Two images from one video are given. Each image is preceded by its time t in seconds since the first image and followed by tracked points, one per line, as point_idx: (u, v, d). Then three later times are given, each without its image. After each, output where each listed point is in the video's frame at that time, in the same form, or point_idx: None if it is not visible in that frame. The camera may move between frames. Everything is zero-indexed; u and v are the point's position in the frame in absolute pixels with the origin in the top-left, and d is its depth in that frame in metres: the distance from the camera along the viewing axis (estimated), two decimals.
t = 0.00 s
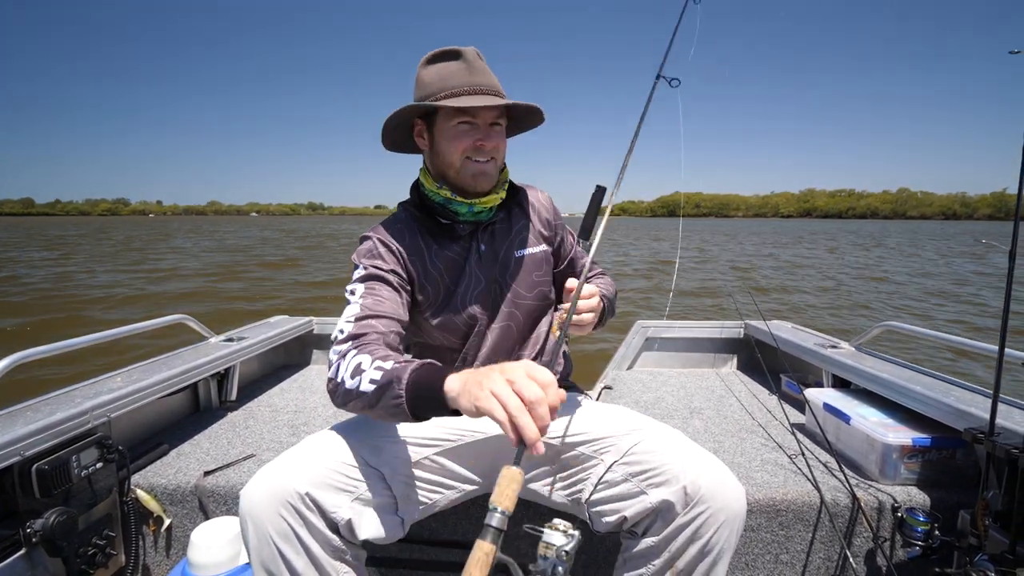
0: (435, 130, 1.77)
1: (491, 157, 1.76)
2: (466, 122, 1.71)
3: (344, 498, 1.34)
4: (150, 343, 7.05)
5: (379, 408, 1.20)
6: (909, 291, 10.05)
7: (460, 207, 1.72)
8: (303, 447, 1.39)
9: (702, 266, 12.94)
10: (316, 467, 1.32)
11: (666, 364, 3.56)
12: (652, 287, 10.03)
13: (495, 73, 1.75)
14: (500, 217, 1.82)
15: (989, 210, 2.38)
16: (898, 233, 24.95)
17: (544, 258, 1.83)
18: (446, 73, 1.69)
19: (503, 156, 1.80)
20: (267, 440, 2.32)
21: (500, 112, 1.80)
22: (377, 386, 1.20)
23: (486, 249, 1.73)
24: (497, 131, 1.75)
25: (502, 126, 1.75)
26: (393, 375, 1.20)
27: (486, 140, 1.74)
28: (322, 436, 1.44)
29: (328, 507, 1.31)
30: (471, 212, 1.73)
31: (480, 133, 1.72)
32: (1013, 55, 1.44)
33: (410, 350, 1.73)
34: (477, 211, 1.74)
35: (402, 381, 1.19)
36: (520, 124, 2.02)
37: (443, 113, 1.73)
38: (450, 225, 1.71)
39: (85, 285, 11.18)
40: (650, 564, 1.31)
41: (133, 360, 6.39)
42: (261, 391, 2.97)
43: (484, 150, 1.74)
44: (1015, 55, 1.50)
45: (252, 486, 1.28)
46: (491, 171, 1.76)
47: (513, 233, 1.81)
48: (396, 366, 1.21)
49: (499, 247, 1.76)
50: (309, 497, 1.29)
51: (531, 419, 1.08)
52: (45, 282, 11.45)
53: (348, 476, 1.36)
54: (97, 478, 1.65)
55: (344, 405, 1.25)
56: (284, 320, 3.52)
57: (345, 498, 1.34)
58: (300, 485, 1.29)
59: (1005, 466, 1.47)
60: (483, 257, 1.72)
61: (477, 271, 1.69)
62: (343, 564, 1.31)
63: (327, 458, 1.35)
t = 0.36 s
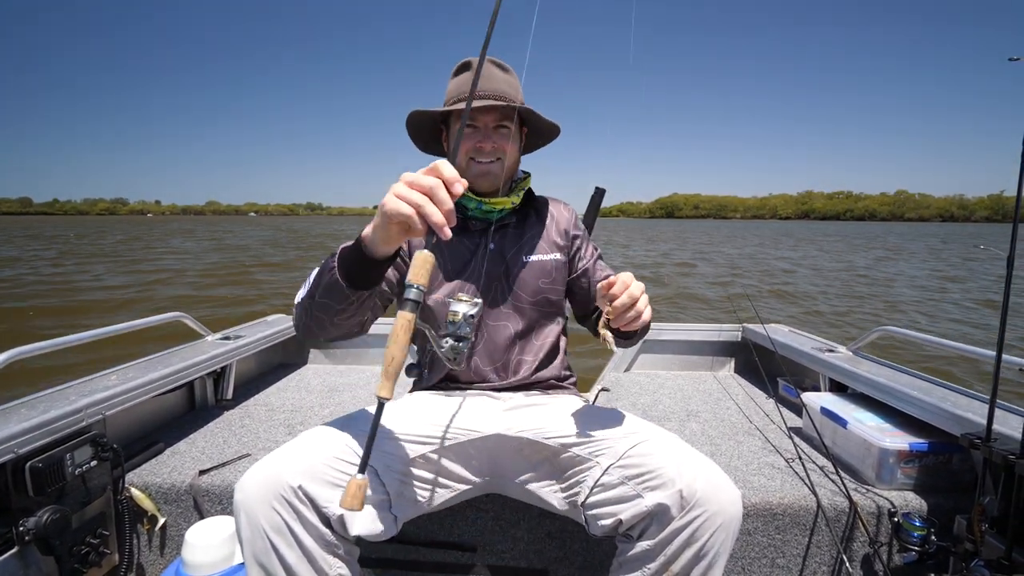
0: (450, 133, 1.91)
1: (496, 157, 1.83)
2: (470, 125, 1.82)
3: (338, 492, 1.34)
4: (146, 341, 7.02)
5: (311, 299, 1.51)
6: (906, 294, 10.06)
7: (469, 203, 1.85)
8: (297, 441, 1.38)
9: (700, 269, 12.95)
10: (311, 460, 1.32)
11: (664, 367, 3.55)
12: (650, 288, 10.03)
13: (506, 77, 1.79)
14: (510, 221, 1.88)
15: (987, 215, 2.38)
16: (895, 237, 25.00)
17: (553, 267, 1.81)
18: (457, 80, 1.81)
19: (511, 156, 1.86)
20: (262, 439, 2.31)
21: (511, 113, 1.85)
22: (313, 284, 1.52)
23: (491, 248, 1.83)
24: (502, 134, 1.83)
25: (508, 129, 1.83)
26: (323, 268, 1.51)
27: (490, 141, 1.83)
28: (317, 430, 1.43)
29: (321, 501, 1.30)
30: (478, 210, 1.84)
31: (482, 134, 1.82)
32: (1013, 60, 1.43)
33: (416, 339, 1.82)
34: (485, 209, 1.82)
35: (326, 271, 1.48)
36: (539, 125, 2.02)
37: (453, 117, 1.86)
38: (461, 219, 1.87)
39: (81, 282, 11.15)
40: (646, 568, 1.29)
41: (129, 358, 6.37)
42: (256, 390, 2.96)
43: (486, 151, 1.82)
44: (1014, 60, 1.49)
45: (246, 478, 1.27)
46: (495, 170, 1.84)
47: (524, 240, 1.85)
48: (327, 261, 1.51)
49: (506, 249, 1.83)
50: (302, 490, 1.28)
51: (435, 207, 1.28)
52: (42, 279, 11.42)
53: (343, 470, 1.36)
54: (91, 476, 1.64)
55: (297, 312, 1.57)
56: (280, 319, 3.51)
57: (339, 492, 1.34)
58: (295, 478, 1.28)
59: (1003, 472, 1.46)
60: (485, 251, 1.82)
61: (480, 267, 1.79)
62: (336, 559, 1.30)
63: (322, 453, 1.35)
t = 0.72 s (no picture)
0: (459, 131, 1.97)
1: (509, 140, 1.88)
2: (480, 116, 1.91)
3: (324, 483, 1.37)
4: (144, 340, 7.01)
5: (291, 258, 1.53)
6: (904, 293, 10.08)
7: (476, 191, 1.94)
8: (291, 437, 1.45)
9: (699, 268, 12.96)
10: (292, 455, 1.39)
11: (662, 365, 3.56)
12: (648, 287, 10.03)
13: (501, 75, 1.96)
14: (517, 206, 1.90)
15: (984, 214, 2.38)
16: (893, 236, 25.04)
17: (556, 249, 1.80)
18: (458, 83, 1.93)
19: (521, 141, 1.92)
20: (259, 438, 2.31)
21: (512, 105, 1.98)
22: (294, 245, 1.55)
23: (494, 233, 1.83)
24: (510, 118, 1.92)
25: (514, 115, 1.94)
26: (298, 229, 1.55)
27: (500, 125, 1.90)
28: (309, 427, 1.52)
29: (306, 492, 1.35)
30: (485, 196, 1.92)
31: (493, 120, 1.90)
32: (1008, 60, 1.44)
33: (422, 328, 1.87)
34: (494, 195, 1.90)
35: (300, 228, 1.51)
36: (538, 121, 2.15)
37: (461, 114, 1.95)
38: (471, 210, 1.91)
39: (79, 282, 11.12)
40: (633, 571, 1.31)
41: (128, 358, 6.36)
42: (254, 390, 2.96)
43: (498, 135, 1.88)
44: (1010, 59, 1.49)
45: (244, 485, 1.42)
46: (510, 151, 1.87)
47: (527, 222, 1.84)
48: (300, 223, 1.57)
49: (509, 233, 1.83)
50: (284, 485, 1.35)
51: (371, 167, 1.28)
52: (39, 280, 11.39)
53: (326, 462, 1.39)
54: (88, 475, 1.64)
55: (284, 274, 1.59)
56: (279, 319, 3.51)
57: (325, 483, 1.37)
58: (276, 472, 1.37)
59: (997, 468, 1.48)
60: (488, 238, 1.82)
61: (482, 251, 1.80)
62: (332, 544, 1.35)
63: (304, 446, 1.41)
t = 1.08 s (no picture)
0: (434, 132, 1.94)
1: (487, 141, 1.87)
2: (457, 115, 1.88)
3: (334, 518, 1.29)
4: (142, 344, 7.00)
5: (313, 264, 1.49)
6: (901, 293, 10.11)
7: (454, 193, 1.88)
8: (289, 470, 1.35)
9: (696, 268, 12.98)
10: (296, 490, 1.29)
11: (660, 366, 3.57)
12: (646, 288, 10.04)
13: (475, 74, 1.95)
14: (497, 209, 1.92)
15: (979, 214, 2.39)
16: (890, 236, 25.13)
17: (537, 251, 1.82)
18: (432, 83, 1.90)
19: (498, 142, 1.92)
20: (257, 442, 2.30)
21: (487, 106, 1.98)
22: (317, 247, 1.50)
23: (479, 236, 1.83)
24: (487, 121, 1.91)
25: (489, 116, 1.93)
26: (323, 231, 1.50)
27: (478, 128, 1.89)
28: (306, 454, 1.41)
29: (316, 529, 1.26)
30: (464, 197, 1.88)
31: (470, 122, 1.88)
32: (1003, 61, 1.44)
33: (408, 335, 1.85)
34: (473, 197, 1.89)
35: (329, 231, 1.47)
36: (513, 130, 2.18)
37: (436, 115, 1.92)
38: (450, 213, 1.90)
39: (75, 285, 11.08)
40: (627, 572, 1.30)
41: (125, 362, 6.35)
42: (252, 393, 2.95)
43: (477, 135, 1.86)
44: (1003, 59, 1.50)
45: (241, 525, 1.29)
46: (488, 153, 1.87)
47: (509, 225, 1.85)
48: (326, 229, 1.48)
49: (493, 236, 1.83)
50: (291, 524, 1.25)
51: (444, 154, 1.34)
52: (35, 284, 11.34)
53: (333, 495, 1.31)
54: (85, 480, 1.63)
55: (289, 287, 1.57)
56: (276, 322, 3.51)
57: (335, 518, 1.29)
58: (281, 511, 1.26)
59: (993, 466, 1.50)
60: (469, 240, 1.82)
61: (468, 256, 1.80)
62: None
63: (308, 479, 1.31)
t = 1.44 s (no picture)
0: (413, 128, 1.87)
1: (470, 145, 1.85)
2: (440, 115, 1.81)
3: (383, 535, 1.28)
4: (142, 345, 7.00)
5: (359, 308, 1.38)
6: (901, 293, 10.10)
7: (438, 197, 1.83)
8: (324, 489, 1.30)
9: (696, 269, 12.98)
10: (343, 510, 1.25)
11: (660, 367, 3.56)
12: (646, 288, 10.03)
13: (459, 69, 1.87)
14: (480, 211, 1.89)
15: (980, 214, 2.38)
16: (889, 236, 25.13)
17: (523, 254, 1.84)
18: (412, 74, 1.79)
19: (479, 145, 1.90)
20: (257, 443, 2.30)
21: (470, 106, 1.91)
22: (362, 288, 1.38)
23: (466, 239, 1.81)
24: (469, 121, 1.86)
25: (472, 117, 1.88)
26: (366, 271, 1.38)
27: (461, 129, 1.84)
28: (335, 471, 1.36)
29: (372, 549, 1.24)
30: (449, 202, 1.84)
31: (454, 123, 1.82)
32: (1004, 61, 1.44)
33: (393, 346, 1.78)
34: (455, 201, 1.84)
35: (376, 271, 1.35)
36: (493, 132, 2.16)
37: (417, 111, 1.84)
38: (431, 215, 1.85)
39: (75, 286, 11.08)
40: (643, 549, 1.33)
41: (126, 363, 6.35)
42: (252, 394, 2.95)
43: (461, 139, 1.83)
44: (1003, 59, 1.49)
45: (285, 554, 1.22)
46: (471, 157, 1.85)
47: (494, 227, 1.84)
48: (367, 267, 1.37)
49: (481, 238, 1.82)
50: (348, 547, 1.22)
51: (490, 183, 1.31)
52: (36, 285, 11.34)
53: (379, 511, 1.29)
54: (85, 482, 1.63)
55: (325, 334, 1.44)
56: (276, 323, 3.50)
57: (384, 534, 1.28)
58: (334, 534, 1.22)
59: (996, 467, 1.49)
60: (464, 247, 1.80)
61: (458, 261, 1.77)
62: None
63: (352, 498, 1.28)
